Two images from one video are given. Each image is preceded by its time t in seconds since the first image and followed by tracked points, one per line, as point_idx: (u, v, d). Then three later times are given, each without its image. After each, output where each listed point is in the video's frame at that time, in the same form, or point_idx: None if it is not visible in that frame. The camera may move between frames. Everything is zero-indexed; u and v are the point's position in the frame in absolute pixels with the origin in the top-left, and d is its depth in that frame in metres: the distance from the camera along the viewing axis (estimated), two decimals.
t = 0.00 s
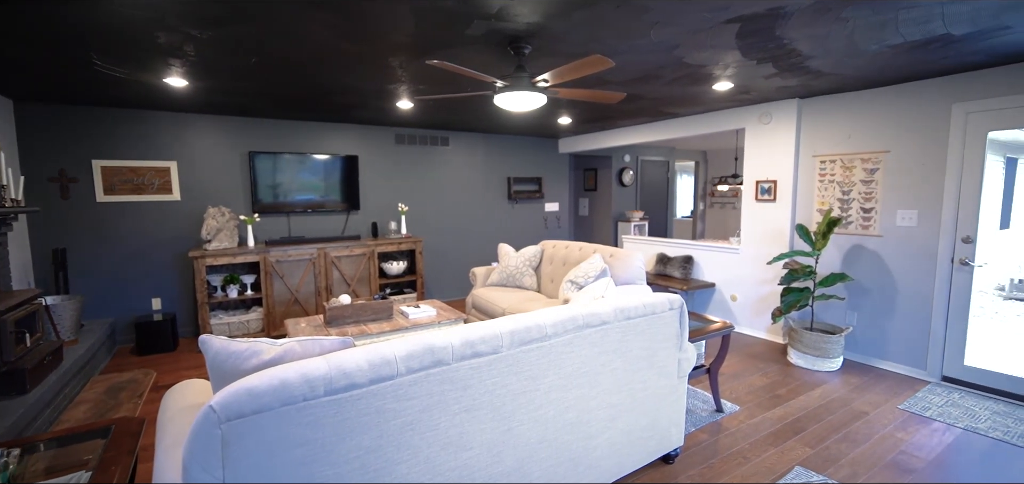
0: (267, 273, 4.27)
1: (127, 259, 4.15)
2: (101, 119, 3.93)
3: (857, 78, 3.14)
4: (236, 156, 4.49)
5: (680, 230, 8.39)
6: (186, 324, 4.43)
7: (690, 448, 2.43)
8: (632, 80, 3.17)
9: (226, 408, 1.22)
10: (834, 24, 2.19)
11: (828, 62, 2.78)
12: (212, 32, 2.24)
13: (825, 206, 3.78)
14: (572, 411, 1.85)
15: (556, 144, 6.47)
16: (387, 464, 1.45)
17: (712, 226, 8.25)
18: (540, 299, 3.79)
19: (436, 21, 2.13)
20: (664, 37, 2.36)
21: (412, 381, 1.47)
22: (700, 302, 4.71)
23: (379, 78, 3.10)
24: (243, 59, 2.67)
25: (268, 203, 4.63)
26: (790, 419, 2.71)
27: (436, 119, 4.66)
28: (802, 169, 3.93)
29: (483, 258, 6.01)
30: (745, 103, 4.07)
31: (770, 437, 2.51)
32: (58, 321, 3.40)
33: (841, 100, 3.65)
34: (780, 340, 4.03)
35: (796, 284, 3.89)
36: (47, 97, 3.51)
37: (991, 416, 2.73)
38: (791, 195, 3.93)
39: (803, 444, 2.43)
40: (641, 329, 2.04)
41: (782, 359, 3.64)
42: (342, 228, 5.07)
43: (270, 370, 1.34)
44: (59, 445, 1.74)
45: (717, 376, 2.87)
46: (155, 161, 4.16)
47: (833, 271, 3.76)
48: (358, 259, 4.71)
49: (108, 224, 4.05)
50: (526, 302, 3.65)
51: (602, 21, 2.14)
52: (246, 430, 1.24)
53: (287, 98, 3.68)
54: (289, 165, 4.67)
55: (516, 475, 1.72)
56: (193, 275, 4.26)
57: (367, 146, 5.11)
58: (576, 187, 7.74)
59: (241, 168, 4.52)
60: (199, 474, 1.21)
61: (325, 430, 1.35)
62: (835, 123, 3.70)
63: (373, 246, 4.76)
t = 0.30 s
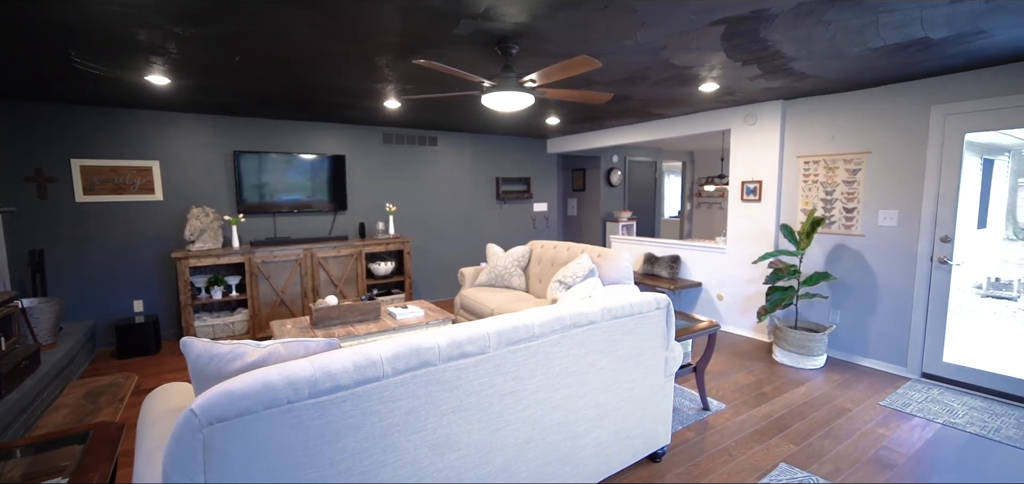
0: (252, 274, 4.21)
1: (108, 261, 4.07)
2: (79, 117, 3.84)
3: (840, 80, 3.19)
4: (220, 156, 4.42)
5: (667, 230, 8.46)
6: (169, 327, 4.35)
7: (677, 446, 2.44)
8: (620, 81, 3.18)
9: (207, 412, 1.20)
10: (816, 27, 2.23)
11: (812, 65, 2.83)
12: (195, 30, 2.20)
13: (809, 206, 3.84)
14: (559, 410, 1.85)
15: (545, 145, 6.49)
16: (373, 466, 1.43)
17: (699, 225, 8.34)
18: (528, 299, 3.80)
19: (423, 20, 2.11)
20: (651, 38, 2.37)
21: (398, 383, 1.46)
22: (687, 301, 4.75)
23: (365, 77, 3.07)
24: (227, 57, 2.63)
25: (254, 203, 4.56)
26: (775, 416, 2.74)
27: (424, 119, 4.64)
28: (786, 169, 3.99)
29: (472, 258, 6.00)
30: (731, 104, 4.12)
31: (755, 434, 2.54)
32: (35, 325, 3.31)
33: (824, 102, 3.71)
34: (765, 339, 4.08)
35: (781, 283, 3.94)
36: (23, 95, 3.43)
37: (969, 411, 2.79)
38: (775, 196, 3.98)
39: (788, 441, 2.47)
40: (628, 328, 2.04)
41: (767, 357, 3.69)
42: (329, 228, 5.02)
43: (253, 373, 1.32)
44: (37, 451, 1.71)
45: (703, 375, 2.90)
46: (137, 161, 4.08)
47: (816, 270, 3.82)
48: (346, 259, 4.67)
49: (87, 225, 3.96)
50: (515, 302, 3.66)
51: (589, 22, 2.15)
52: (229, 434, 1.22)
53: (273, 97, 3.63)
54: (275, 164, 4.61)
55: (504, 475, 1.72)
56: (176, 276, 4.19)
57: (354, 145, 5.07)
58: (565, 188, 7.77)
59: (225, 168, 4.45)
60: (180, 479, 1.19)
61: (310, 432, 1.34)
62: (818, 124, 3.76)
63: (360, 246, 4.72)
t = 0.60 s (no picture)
0: (237, 275, 4.16)
1: (88, 263, 3.98)
2: (58, 116, 3.76)
3: (822, 82, 3.25)
4: (204, 156, 4.36)
5: (655, 230, 8.53)
6: (151, 329, 4.28)
7: (664, 445, 2.46)
8: (607, 82, 3.20)
9: (189, 416, 1.18)
10: (799, 30, 2.26)
11: (795, 67, 2.87)
12: (177, 27, 2.16)
13: (793, 206, 3.90)
14: (547, 410, 1.85)
15: (533, 145, 6.50)
16: (359, 469, 1.42)
17: (686, 226, 8.42)
18: (517, 300, 3.81)
19: (410, 20, 2.11)
20: (638, 39, 2.39)
21: (384, 384, 1.45)
22: (674, 300, 4.79)
23: (353, 77, 3.05)
24: (210, 55, 2.59)
25: (239, 204, 4.50)
26: (760, 414, 2.78)
27: (412, 119, 4.62)
28: (770, 170, 4.04)
29: (461, 259, 5.98)
30: (717, 106, 4.17)
31: (741, 431, 2.57)
32: (11, 328, 3.23)
33: (808, 104, 3.77)
34: (751, 337, 4.13)
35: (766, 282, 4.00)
36: None
37: (947, 406, 2.86)
38: (761, 196, 4.04)
39: (772, 438, 2.50)
40: (615, 328, 2.06)
41: (753, 355, 3.74)
42: (315, 229, 4.98)
43: (236, 376, 1.30)
44: (15, 457, 1.68)
45: (689, 373, 2.93)
46: (118, 161, 4.01)
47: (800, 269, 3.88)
48: (333, 260, 4.63)
49: (67, 225, 3.87)
50: (503, 303, 3.66)
51: (576, 23, 2.16)
52: (211, 438, 1.21)
53: (258, 96, 3.59)
54: (261, 164, 4.55)
55: (492, 476, 1.71)
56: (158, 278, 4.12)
57: (342, 145, 5.03)
58: (554, 188, 7.78)
59: (210, 168, 4.39)
60: None
61: (295, 435, 1.32)
62: (802, 125, 3.82)
63: (348, 246, 4.68)
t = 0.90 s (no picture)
0: (222, 276, 4.09)
1: (68, 264, 3.90)
2: (35, 114, 3.67)
3: (806, 84, 3.30)
4: (188, 155, 4.29)
5: (643, 230, 8.59)
6: (133, 332, 4.20)
7: (651, 443, 2.48)
8: (594, 82, 3.22)
9: (171, 420, 1.16)
10: (783, 33, 2.29)
11: (779, 69, 2.91)
12: (159, 24, 2.13)
13: (777, 206, 3.95)
14: (535, 410, 1.86)
15: (522, 145, 6.51)
16: (346, 471, 1.41)
17: (674, 226, 8.50)
18: (506, 300, 3.81)
19: (396, 19, 2.10)
20: (625, 40, 2.40)
21: (370, 386, 1.45)
22: (662, 300, 4.83)
23: (339, 76, 3.02)
24: (193, 53, 2.55)
25: (224, 204, 4.44)
26: (746, 411, 2.82)
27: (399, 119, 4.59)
28: (756, 171, 4.10)
29: (450, 259, 5.96)
30: (703, 107, 4.22)
31: (727, 429, 2.61)
32: None
33: (792, 105, 3.82)
34: (737, 336, 4.18)
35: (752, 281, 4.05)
36: None
37: (926, 402, 2.92)
38: (746, 196, 4.09)
39: (758, 435, 2.54)
40: (603, 327, 2.07)
41: (739, 354, 3.79)
42: (302, 229, 4.93)
43: (220, 378, 1.29)
44: None
45: (676, 372, 2.95)
46: (99, 160, 3.93)
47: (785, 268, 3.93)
48: (320, 261, 4.59)
49: (45, 226, 3.78)
50: (492, 303, 3.66)
51: (563, 23, 2.16)
52: (194, 442, 1.19)
53: (243, 95, 3.54)
54: (246, 164, 4.49)
55: (480, 476, 1.71)
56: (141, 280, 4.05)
57: (329, 145, 4.98)
58: (543, 188, 7.80)
59: (194, 167, 4.32)
60: None
61: (280, 438, 1.31)
62: (786, 127, 3.88)
63: (335, 247, 4.64)
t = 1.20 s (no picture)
0: (206, 278, 4.03)
1: (46, 266, 3.81)
2: (13, 113, 3.59)
3: (789, 86, 3.35)
4: (171, 155, 4.22)
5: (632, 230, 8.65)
6: (115, 335, 4.12)
7: (639, 442, 2.50)
8: (582, 83, 3.23)
9: (152, 424, 1.14)
10: (767, 35, 2.33)
11: (763, 72, 2.96)
12: (141, 22, 2.09)
13: (763, 207, 4.01)
14: (523, 410, 1.86)
15: (511, 146, 6.51)
16: (332, 474, 1.40)
17: (662, 226, 8.57)
18: (495, 300, 3.82)
19: (383, 19, 2.09)
20: (612, 42, 2.42)
21: (357, 387, 1.44)
22: (650, 299, 4.87)
23: (326, 76, 3.00)
24: (176, 51, 2.51)
25: (208, 204, 4.38)
26: (732, 409, 2.85)
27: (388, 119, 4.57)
28: (742, 171, 4.15)
29: (438, 259, 5.94)
30: (690, 108, 4.26)
31: (714, 426, 2.64)
32: None
33: (776, 107, 3.88)
34: (724, 334, 4.23)
35: (738, 280, 4.10)
36: None
37: (907, 398, 2.98)
38: (732, 196, 4.14)
39: (744, 432, 2.57)
40: (590, 327, 2.08)
41: (725, 352, 3.83)
42: (289, 230, 4.87)
43: (203, 381, 1.27)
44: None
45: (664, 371, 2.98)
46: (79, 160, 3.85)
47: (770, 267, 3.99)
48: (307, 262, 4.55)
49: (22, 227, 3.70)
50: (481, 303, 3.67)
51: (550, 25, 2.17)
52: (176, 446, 1.17)
53: (227, 94, 3.49)
54: (232, 164, 4.44)
55: (468, 477, 1.71)
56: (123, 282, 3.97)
57: (316, 145, 4.94)
58: (532, 189, 7.81)
59: (178, 167, 4.26)
60: None
61: (265, 442, 1.29)
62: (771, 128, 3.93)
63: (322, 248, 4.60)
